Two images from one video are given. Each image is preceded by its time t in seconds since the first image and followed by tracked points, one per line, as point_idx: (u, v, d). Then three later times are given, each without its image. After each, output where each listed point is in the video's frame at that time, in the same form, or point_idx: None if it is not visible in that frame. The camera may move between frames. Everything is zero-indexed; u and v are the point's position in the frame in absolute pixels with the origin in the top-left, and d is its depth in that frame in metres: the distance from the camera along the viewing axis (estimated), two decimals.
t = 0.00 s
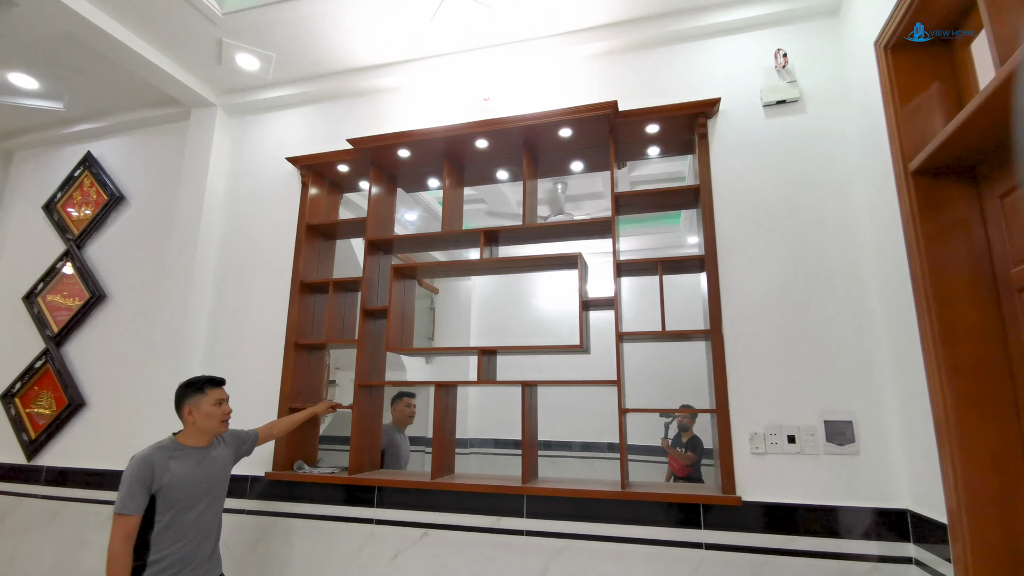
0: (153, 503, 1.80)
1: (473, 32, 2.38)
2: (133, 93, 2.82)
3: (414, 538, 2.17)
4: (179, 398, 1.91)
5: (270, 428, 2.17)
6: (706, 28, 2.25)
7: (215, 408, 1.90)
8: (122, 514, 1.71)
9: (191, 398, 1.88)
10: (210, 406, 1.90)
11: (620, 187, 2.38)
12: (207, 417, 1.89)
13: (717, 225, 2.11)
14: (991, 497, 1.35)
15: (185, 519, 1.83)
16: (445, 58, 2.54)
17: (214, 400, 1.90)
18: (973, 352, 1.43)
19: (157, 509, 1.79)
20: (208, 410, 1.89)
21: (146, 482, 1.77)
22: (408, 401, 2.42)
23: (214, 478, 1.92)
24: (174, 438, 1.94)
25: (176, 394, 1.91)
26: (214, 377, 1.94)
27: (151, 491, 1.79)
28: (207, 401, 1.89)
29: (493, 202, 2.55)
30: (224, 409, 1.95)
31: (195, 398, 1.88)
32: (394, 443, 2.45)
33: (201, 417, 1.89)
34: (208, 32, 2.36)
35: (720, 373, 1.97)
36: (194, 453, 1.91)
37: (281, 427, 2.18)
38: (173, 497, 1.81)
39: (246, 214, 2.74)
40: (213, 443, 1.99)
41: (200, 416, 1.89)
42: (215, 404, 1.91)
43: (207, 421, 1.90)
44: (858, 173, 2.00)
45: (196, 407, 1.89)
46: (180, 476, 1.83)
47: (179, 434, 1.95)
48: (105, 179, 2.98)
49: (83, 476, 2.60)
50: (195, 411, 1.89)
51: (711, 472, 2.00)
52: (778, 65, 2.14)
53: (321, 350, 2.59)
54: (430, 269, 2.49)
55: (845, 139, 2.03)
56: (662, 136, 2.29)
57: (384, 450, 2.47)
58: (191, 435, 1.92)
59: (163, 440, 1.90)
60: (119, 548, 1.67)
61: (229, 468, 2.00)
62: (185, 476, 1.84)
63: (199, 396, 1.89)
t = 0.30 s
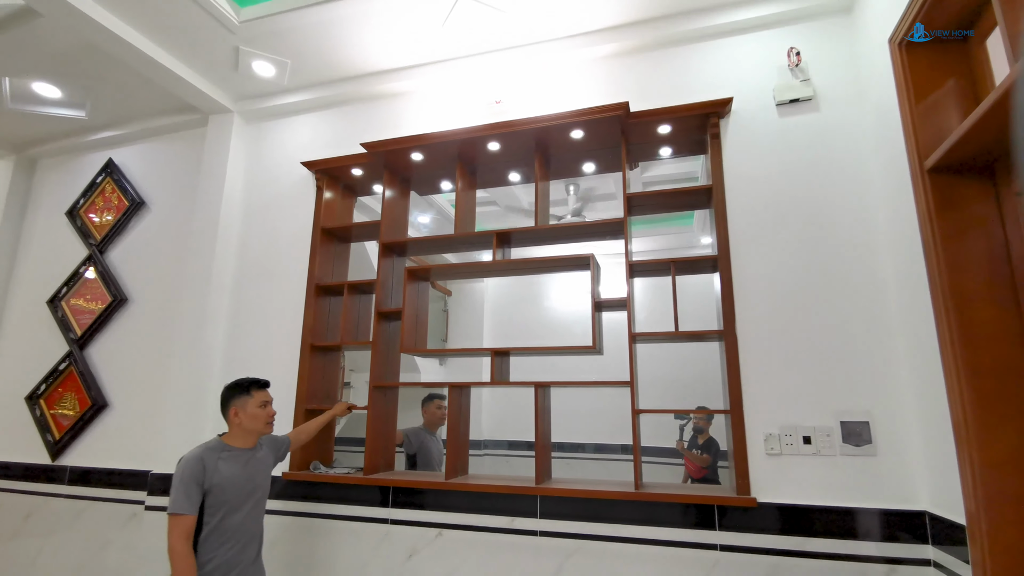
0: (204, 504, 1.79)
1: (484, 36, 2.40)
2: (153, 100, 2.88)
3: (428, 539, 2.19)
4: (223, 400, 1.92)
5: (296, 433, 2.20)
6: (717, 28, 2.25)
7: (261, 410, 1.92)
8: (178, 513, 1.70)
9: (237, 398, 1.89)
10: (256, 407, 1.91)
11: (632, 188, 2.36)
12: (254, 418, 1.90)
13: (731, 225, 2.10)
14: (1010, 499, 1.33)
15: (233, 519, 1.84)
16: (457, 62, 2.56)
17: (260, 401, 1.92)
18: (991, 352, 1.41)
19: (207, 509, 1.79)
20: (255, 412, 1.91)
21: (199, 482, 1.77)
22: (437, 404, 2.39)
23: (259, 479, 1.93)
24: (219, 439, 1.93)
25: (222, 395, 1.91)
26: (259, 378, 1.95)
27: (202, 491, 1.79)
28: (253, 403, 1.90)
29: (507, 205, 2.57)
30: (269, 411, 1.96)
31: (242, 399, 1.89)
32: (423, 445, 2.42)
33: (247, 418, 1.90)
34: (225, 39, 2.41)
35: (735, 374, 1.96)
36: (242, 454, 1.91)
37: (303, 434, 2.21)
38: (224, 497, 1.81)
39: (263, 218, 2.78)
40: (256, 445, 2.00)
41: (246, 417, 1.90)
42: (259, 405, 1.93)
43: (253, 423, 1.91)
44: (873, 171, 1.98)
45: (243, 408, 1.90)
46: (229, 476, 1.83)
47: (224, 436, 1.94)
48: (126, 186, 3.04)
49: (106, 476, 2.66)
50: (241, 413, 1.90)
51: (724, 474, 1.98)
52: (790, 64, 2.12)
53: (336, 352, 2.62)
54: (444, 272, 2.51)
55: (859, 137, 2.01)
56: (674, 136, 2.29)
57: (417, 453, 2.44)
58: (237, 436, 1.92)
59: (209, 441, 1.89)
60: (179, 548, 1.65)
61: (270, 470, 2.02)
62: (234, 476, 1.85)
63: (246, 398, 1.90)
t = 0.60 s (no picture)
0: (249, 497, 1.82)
1: (494, 41, 2.43)
2: (172, 109, 2.96)
3: (441, 537, 2.22)
4: (266, 396, 1.96)
5: (321, 432, 2.26)
6: (725, 29, 2.25)
7: (301, 406, 1.96)
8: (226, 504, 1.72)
9: (280, 394, 1.94)
10: (298, 404, 1.96)
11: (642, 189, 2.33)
12: (295, 415, 1.94)
13: (740, 226, 2.10)
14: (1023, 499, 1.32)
15: (276, 513, 1.86)
16: (467, 67, 2.60)
17: (302, 398, 1.97)
18: (1003, 351, 1.40)
19: (252, 502, 1.82)
20: (296, 408, 1.95)
21: (245, 474, 1.80)
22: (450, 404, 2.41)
23: (298, 474, 1.97)
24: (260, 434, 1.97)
25: (264, 390, 1.95)
26: (301, 375, 2.00)
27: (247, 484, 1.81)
28: (295, 399, 1.95)
29: (518, 206, 2.58)
30: (309, 408, 2.00)
31: (285, 394, 1.94)
32: (449, 441, 2.42)
33: (289, 414, 1.95)
34: (241, 49, 2.47)
35: (745, 374, 1.96)
36: (283, 449, 1.94)
37: (329, 431, 2.27)
38: (268, 490, 1.84)
39: (278, 223, 2.84)
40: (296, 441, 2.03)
41: (288, 413, 1.94)
42: (301, 402, 1.98)
43: (294, 419, 1.95)
44: (884, 169, 1.96)
45: (285, 404, 1.94)
46: (273, 470, 1.87)
47: (265, 431, 1.98)
48: (146, 193, 3.12)
49: (129, 475, 2.73)
50: (284, 408, 1.94)
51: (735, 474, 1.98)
52: (800, 63, 2.12)
53: (350, 354, 2.67)
54: (455, 274, 2.54)
55: (870, 136, 2.00)
56: (683, 137, 2.30)
57: (442, 452, 2.42)
58: (279, 431, 1.96)
59: (252, 436, 1.93)
60: (223, 538, 1.68)
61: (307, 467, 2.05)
62: (277, 470, 1.88)
63: (288, 394, 1.94)
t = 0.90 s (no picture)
0: (262, 491, 1.86)
1: (499, 45, 2.46)
2: (188, 116, 3.03)
3: (449, 533, 2.25)
4: (274, 392, 2.00)
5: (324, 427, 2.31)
6: (728, 29, 2.26)
7: (309, 402, 2.02)
8: (242, 499, 1.76)
9: (290, 389, 1.99)
10: (305, 400, 2.02)
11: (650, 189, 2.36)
12: (303, 411, 2.00)
13: (743, 225, 2.12)
14: None
15: (287, 506, 1.91)
16: (473, 70, 2.63)
17: (309, 393, 2.02)
18: (1004, 347, 1.40)
19: (265, 497, 1.86)
20: (304, 404, 2.01)
21: (259, 469, 1.84)
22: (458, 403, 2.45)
23: (305, 468, 2.02)
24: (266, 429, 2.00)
25: (272, 386, 1.99)
26: (309, 372, 2.05)
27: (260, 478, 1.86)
28: (303, 395, 2.00)
29: (527, 205, 2.59)
30: (315, 404, 2.06)
31: (294, 390, 1.99)
32: (455, 438, 2.45)
33: (297, 409, 2.00)
34: (254, 57, 2.53)
35: (748, 372, 1.97)
36: (290, 444, 1.98)
37: (333, 425, 2.33)
38: (280, 484, 1.89)
39: (290, 226, 2.91)
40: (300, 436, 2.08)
41: (296, 409, 1.99)
42: (308, 397, 2.03)
43: (302, 415, 2.01)
44: (887, 167, 1.96)
45: (293, 399, 1.99)
46: (285, 464, 1.91)
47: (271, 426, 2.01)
48: (164, 198, 3.21)
49: (147, 473, 2.81)
50: (292, 404, 1.99)
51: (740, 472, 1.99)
52: (802, 62, 2.12)
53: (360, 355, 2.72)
54: (463, 275, 2.58)
55: (873, 134, 2.00)
56: (687, 137, 2.31)
57: (449, 449, 2.47)
58: (286, 426, 2.00)
59: (260, 431, 1.96)
60: (238, 532, 1.70)
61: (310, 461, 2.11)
62: (289, 464, 1.93)
63: (297, 389, 2.00)
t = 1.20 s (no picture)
0: (239, 499, 1.89)
1: (508, 50, 2.49)
2: (206, 125, 3.10)
3: (461, 534, 2.28)
4: (254, 398, 2.03)
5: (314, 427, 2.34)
6: (736, 30, 2.26)
7: (291, 407, 2.07)
8: (217, 509, 1.79)
9: (272, 395, 2.03)
10: (287, 404, 2.06)
11: (662, 190, 2.35)
12: (287, 415, 2.05)
13: (751, 226, 2.11)
14: None
15: (265, 514, 1.94)
16: (482, 75, 2.66)
17: (291, 398, 2.07)
18: (1015, 349, 1.38)
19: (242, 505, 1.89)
20: (287, 409, 2.06)
21: (235, 478, 1.87)
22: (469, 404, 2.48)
23: (283, 474, 2.05)
24: (244, 436, 2.03)
25: (252, 392, 2.02)
26: (288, 377, 2.10)
27: (237, 487, 1.88)
28: (285, 399, 2.05)
29: (539, 208, 2.61)
30: (295, 408, 2.11)
31: (276, 395, 2.03)
32: (461, 439, 2.50)
33: (281, 414, 2.04)
34: (268, 67, 2.58)
35: (758, 374, 1.97)
36: (269, 450, 2.01)
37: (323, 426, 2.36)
38: (257, 492, 1.92)
39: (304, 231, 2.96)
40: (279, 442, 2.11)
41: (280, 413, 2.04)
42: (290, 402, 2.08)
43: (285, 419, 2.06)
44: (899, 167, 1.95)
45: (278, 404, 2.04)
46: (261, 472, 1.94)
47: (249, 432, 2.03)
48: (183, 204, 3.29)
49: (168, 473, 2.88)
50: (276, 409, 2.03)
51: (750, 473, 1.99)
52: (811, 62, 2.11)
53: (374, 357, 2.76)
54: (474, 278, 2.61)
55: (884, 133, 1.99)
56: (695, 139, 2.32)
57: (455, 449, 2.52)
58: (266, 432, 2.03)
59: (240, 438, 1.98)
60: (212, 542, 1.73)
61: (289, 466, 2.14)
62: (265, 472, 1.96)
63: (280, 394, 2.04)
